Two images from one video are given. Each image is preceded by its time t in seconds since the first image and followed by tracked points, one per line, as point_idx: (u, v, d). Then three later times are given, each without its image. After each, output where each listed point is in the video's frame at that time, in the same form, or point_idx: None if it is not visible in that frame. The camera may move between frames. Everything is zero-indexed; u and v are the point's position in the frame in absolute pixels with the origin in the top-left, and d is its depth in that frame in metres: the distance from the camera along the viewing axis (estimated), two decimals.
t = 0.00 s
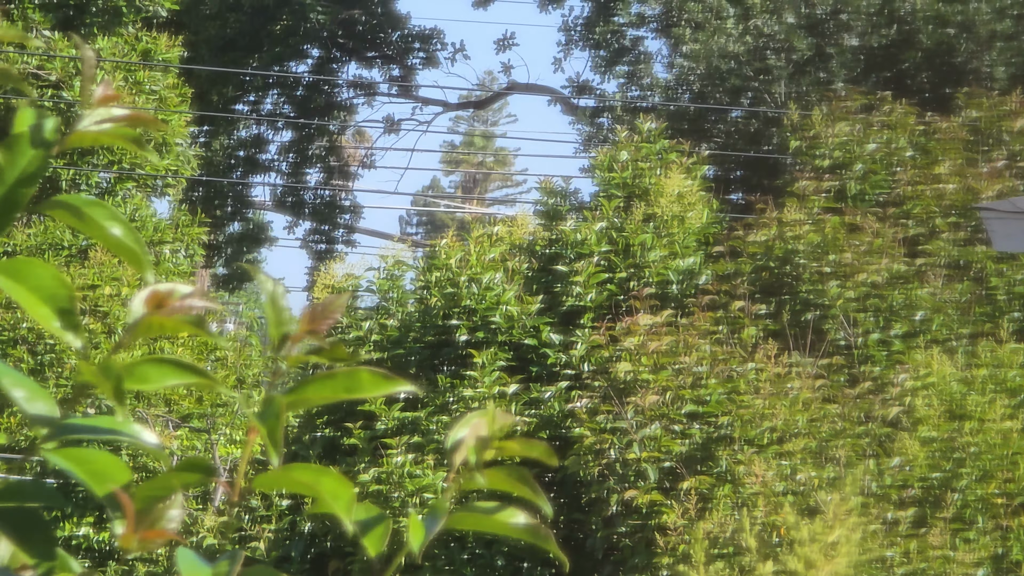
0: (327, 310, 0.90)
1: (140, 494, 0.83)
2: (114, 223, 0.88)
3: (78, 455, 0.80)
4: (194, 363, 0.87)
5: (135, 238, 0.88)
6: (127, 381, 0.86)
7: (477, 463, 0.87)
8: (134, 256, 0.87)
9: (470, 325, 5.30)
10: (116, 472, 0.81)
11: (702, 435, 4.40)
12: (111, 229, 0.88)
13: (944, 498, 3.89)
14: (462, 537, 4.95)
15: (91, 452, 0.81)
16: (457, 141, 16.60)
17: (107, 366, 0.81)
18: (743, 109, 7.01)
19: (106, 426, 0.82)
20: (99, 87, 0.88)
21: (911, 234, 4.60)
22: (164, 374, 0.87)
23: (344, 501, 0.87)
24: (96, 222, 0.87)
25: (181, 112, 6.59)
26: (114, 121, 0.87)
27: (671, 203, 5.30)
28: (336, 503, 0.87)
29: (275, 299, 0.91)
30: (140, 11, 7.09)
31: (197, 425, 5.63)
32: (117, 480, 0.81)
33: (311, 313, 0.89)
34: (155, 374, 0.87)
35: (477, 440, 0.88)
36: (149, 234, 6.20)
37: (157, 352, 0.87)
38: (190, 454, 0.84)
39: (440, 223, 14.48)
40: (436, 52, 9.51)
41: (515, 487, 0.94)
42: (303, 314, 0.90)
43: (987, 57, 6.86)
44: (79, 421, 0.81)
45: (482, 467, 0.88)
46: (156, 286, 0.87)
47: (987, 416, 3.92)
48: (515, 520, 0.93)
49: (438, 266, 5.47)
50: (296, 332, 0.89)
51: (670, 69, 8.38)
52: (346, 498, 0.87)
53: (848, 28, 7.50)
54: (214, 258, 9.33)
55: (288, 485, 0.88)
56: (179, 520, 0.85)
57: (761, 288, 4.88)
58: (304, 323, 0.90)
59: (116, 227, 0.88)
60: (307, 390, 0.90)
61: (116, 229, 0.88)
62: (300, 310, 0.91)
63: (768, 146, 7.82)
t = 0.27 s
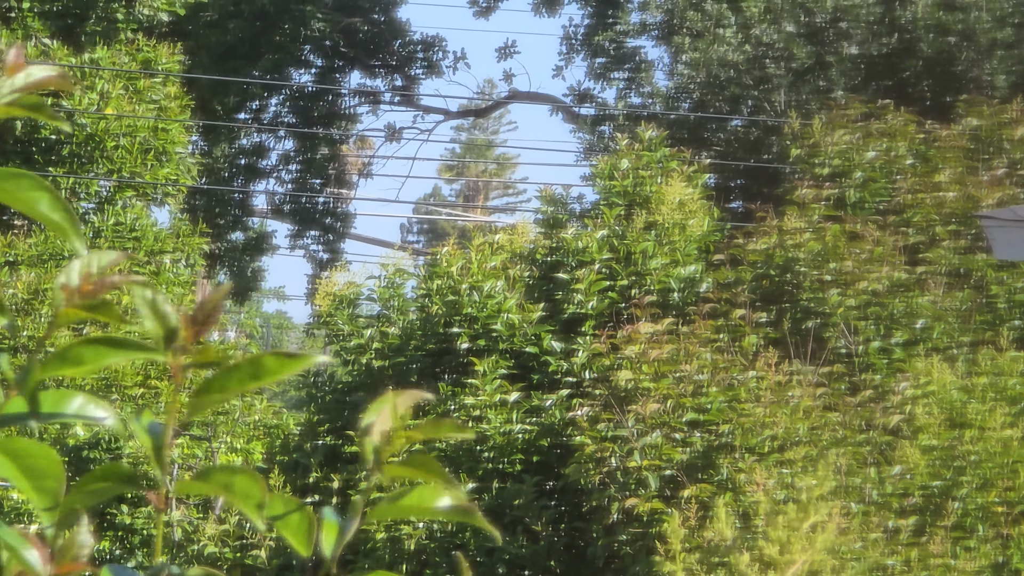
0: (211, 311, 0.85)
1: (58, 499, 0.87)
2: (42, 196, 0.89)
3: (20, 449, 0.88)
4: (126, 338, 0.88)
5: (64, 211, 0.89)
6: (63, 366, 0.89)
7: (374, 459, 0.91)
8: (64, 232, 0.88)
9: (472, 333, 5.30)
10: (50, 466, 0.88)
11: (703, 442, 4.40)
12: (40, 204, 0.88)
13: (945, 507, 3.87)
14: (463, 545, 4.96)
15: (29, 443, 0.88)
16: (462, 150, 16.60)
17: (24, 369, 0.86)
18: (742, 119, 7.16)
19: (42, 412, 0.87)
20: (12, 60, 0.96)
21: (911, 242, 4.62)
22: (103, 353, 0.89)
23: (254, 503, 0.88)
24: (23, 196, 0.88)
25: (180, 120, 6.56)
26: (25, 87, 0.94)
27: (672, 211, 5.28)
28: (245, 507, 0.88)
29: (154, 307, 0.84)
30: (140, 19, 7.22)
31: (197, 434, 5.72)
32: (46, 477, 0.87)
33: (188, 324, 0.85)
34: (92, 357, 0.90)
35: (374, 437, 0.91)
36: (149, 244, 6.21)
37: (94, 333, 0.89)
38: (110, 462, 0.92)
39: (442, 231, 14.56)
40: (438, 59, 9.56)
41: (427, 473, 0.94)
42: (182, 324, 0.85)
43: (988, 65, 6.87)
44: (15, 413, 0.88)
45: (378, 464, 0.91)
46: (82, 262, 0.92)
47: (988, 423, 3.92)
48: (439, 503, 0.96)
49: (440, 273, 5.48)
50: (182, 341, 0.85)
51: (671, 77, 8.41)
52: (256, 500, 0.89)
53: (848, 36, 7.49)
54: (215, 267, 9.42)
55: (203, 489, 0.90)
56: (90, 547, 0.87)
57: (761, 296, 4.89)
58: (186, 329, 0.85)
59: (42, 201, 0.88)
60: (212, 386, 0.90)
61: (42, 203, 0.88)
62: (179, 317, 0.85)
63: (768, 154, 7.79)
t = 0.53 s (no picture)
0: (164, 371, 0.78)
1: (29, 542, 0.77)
2: (24, 217, 0.82)
3: None
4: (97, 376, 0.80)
5: (48, 235, 0.83)
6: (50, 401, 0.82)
7: (327, 523, 0.88)
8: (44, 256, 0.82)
9: (472, 341, 5.32)
10: (25, 504, 0.78)
11: (703, 451, 4.40)
12: (21, 226, 0.82)
13: (945, 515, 3.88)
14: (464, 554, 4.97)
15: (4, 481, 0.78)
16: (461, 157, 16.55)
17: None
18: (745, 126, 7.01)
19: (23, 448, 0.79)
20: None
21: (911, 251, 4.59)
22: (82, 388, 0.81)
23: (210, 561, 0.79)
24: (6, 218, 0.82)
25: (180, 129, 6.55)
26: None
27: (672, 220, 5.28)
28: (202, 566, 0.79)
29: (109, 362, 0.79)
30: (140, 28, 7.25)
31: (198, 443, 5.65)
32: (21, 516, 0.78)
33: (141, 383, 0.77)
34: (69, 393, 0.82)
35: (329, 500, 0.89)
36: (147, 253, 6.23)
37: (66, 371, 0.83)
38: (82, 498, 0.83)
39: (442, 240, 14.66)
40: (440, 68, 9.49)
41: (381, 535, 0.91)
42: (136, 380, 0.78)
43: (989, 75, 6.69)
44: None
45: (332, 524, 0.88)
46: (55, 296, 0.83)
47: (988, 432, 3.94)
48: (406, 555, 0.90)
49: (440, 282, 5.48)
50: (138, 399, 0.78)
51: (673, 88, 8.43)
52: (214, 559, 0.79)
53: (848, 45, 7.57)
54: (214, 275, 9.34)
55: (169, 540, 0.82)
56: None
57: (761, 305, 4.90)
58: (141, 387, 0.78)
59: (27, 225, 0.82)
60: (181, 435, 0.83)
61: (26, 227, 0.82)
62: (132, 374, 0.78)
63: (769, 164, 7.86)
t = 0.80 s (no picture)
0: (238, 409, 0.73)
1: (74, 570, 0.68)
2: (79, 255, 0.80)
3: (32, 504, 0.70)
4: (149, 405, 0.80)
5: (101, 272, 0.80)
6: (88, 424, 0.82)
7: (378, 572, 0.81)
8: (97, 294, 0.79)
9: (472, 349, 5.34)
10: (67, 531, 0.69)
11: (704, 458, 4.40)
12: (77, 262, 0.80)
13: (946, 522, 3.89)
14: (465, 561, 4.97)
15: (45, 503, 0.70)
16: (460, 164, 16.53)
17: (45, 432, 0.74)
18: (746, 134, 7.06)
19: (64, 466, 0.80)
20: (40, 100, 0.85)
21: (912, 257, 4.63)
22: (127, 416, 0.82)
23: None
24: (61, 256, 0.81)
25: (180, 136, 6.58)
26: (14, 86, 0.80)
27: (672, 226, 5.28)
28: None
29: (185, 394, 0.74)
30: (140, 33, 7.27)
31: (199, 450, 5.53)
32: (61, 536, 0.69)
33: (215, 419, 0.73)
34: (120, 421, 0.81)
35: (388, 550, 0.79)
36: (146, 259, 6.25)
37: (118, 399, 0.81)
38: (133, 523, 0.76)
39: (444, 247, 14.76)
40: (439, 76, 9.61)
41: None
42: (209, 415, 0.73)
43: (991, 82, 6.86)
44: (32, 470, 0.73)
45: None
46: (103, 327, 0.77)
47: (988, 439, 3.93)
48: None
49: (441, 289, 5.48)
50: (208, 432, 0.74)
51: (674, 94, 8.48)
52: None
53: (849, 53, 7.55)
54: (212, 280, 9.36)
55: None
56: None
57: (762, 311, 4.91)
58: (215, 421, 0.73)
59: (82, 261, 0.80)
60: (244, 475, 0.78)
61: (81, 262, 0.80)
62: (206, 407, 0.73)
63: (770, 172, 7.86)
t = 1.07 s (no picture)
0: (323, 384, 0.82)
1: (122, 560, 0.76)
2: (121, 266, 0.82)
3: (83, 502, 0.79)
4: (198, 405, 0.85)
5: (144, 282, 0.82)
6: (131, 428, 0.84)
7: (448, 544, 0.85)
8: (141, 300, 0.80)
9: (473, 355, 5.33)
10: (117, 523, 0.78)
11: (705, 464, 4.40)
12: (120, 274, 0.81)
13: (946, 527, 3.85)
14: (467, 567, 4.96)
15: (96, 502, 0.79)
16: (459, 170, 16.49)
17: (100, 421, 0.76)
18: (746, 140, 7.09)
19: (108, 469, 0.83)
20: (111, 127, 0.91)
21: (913, 263, 4.63)
22: (171, 420, 0.85)
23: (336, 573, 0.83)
24: (103, 265, 0.81)
25: (180, 141, 6.59)
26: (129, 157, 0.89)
27: (673, 232, 5.31)
28: None
29: (270, 370, 0.83)
30: (139, 36, 7.28)
31: (200, 455, 5.50)
32: (111, 528, 0.77)
33: (299, 394, 0.81)
34: (159, 421, 0.85)
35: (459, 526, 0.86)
36: (147, 264, 6.24)
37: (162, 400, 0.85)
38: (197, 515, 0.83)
39: (445, 253, 14.81)
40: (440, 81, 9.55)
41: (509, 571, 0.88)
42: (294, 394, 0.82)
43: (993, 89, 6.88)
44: (85, 467, 0.83)
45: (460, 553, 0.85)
46: (162, 326, 0.84)
47: (989, 444, 3.92)
48: None
49: (441, 295, 5.48)
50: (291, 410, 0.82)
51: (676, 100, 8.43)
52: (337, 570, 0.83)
53: (852, 60, 7.55)
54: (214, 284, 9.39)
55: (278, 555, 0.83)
56: None
57: (763, 317, 4.92)
58: (298, 399, 0.81)
59: (123, 271, 0.82)
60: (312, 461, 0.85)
61: (123, 274, 0.82)
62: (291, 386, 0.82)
63: (773, 178, 7.87)
